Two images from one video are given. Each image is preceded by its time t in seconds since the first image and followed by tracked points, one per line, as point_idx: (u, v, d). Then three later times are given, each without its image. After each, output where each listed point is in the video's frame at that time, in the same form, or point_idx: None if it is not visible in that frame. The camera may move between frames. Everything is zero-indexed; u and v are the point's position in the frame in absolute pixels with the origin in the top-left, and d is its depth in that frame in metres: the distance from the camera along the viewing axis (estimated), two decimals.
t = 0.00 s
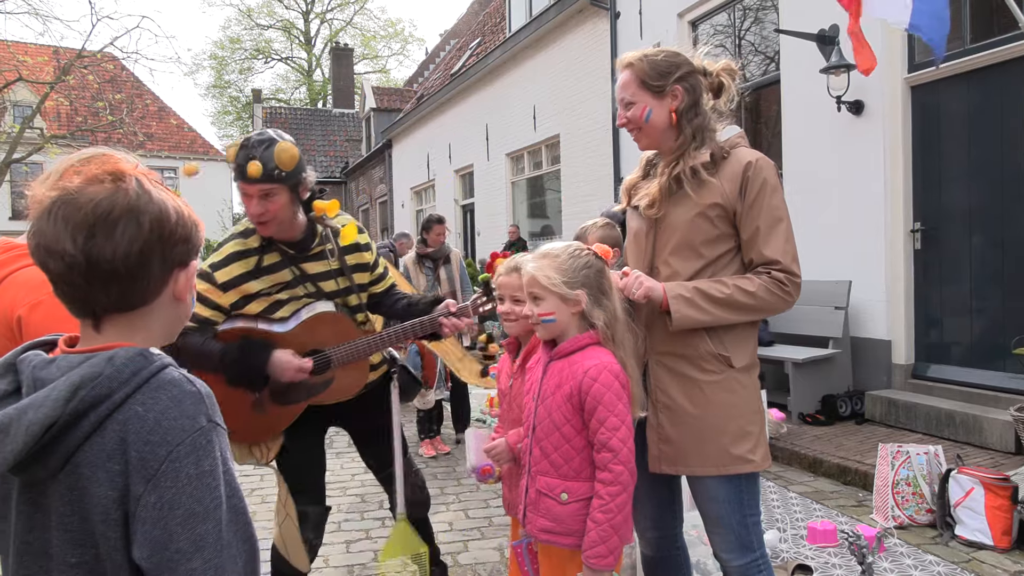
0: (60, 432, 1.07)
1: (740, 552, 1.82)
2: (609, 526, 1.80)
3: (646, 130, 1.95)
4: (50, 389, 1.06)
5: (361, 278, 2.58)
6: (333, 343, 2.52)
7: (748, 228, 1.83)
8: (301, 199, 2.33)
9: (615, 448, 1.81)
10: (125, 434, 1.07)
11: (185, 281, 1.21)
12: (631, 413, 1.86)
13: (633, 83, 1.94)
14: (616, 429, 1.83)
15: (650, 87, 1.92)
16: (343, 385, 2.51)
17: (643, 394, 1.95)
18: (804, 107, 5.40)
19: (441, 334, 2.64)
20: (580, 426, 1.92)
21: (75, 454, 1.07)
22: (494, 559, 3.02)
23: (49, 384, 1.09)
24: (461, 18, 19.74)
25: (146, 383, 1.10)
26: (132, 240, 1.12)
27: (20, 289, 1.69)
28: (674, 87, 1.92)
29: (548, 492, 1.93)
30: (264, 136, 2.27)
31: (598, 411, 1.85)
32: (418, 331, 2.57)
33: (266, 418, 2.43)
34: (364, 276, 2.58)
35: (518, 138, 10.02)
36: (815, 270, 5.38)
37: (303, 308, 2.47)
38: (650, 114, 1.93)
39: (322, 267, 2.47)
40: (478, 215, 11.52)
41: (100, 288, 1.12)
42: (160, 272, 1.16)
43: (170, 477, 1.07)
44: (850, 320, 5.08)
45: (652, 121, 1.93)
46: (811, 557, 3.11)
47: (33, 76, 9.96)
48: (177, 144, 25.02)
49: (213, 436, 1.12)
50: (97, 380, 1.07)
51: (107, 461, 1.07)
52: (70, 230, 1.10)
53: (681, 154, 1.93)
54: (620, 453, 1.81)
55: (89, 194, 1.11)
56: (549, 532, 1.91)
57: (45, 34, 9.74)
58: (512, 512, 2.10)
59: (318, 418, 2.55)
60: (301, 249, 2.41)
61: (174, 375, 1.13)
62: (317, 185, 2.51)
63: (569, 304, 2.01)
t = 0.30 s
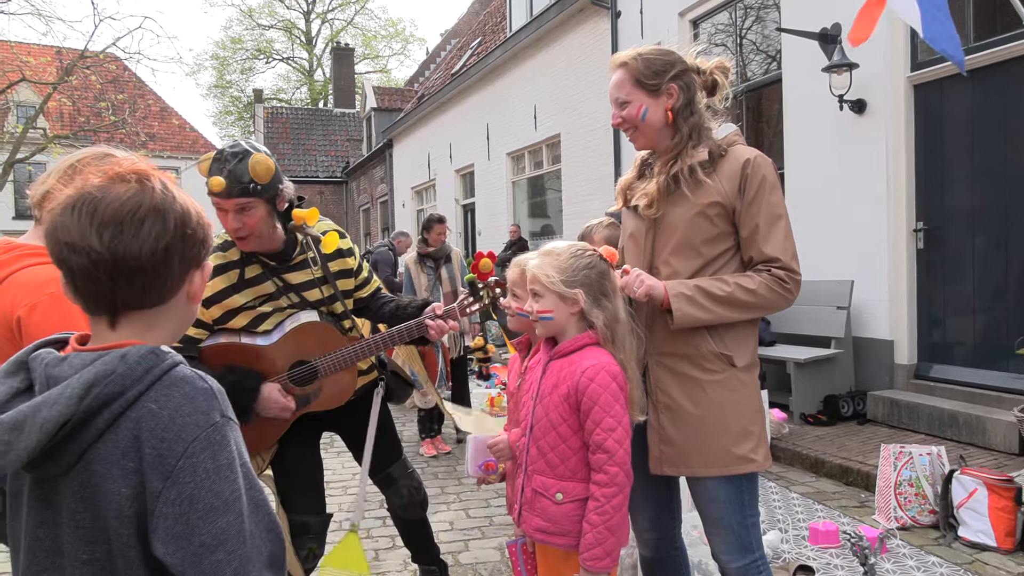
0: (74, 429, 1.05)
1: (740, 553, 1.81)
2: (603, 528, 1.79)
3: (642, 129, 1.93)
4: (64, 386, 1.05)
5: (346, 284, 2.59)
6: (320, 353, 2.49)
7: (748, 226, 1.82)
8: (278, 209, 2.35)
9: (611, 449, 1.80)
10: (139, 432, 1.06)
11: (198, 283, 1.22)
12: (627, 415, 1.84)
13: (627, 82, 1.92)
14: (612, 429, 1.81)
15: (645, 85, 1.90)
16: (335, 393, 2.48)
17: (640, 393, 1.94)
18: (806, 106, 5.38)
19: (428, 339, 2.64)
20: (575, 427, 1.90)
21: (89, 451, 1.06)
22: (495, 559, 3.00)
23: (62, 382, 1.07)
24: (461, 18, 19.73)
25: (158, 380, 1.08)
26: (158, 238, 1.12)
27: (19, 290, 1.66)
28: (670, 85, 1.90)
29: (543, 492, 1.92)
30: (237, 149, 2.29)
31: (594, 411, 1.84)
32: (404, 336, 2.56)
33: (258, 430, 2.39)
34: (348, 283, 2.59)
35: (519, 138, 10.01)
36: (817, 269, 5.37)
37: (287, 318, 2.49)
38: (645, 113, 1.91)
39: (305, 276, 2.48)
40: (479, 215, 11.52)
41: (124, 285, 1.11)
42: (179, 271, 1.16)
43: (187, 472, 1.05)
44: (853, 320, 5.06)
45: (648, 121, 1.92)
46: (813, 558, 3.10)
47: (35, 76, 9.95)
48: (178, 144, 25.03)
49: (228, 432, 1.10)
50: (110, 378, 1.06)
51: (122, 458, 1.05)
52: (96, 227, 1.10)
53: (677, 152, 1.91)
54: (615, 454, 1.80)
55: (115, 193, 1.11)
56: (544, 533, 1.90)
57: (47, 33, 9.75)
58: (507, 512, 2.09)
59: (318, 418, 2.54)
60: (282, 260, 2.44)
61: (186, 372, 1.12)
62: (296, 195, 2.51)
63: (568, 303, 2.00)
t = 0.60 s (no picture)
0: (92, 427, 1.05)
1: (758, 551, 1.79)
2: (612, 528, 1.78)
3: (656, 124, 1.92)
4: (84, 386, 1.04)
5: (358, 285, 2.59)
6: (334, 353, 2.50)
7: (766, 219, 1.81)
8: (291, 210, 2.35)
9: (621, 449, 1.79)
10: (156, 433, 1.06)
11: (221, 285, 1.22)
12: (641, 415, 1.83)
13: (642, 77, 1.91)
14: (624, 430, 1.80)
15: (660, 81, 1.89)
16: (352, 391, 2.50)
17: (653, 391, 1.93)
18: (822, 105, 5.35)
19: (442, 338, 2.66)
20: (589, 426, 1.89)
21: (108, 450, 1.06)
22: (508, 558, 3.00)
23: (81, 381, 1.07)
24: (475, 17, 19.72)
25: (176, 381, 1.08)
26: (184, 238, 1.13)
27: (35, 291, 1.66)
28: (684, 79, 1.89)
29: (556, 490, 1.91)
30: (249, 149, 2.30)
31: (607, 411, 1.83)
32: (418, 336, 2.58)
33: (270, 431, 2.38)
34: (361, 283, 2.59)
35: (533, 137, 10.00)
36: (832, 269, 5.34)
37: (300, 319, 2.49)
38: (661, 108, 1.89)
39: (318, 276, 2.48)
40: (493, 214, 11.52)
41: (149, 284, 1.12)
42: (204, 272, 1.17)
43: (203, 474, 1.05)
44: (869, 320, 5.03)
45: (662, 116, 1.91)
46: (828, 558, 3.08)
47: (54, 77, 10.02)
48: (194, 144, 25.14)
49: (245, 434, 1.10)
50: (129, 377, 1.05)
51: (139, 458, 1.05)
52: (124, 226, 1.10)
53: (691, 147, 1.91)
54: (626, 455, 1.79)
55: (143, 193, 1.12)
56: (556, 531, 1.90)
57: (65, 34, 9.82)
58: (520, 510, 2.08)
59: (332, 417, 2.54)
60: (297, 262, 2.43)
61: (205, 374, 1.11)
62: (310, 195, 2.51)
63: (586, 302, 1.99)
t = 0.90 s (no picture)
0: (93, 428, 1.06)
1: (763, 553, 1.79)
2: (622, 527, 1.79)
3: (662, 124, 1.92)
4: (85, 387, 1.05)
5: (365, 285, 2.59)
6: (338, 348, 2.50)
7: (771, 220, 1.81)
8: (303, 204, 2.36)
9: (629, 449, 1.80)
10: (158, 434, 1.06)
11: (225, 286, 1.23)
12: (647, 414, 1.84)
13: (647, 75, 1.91)
14: (632, 429, 1.81)
15: (666, 80, 1.89)
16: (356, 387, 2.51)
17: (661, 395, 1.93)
18: (824, 104, 5.36)
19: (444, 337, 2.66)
20: (595, 426, 1.89)
21: (110, 452, 1.07)
22: (510, 557, 3.01)
23: (83, 381, 1.08)
24: (478, 17, 19.71)
25: (178, 382, 1.08)
26: (195, 239, 1.14)
27: (32, 293, 1.67)
28: (689, 78, 1.90)
29: (562, 490, 1.92)
30: (262, 144, 2.31)
31: (614, 411, 1.83)
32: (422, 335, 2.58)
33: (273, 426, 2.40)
34: (367, 281, 2.59)
35: (535, 135, 10.00)
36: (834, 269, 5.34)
37: (306, 315, 2.48)
38: (666, 107, 1.90)
39: (325, 273, 2.48)
40: (495, 213, 11.52)
41: (158, 284, 1.12)
42: (211, 274, 1.18)
43: (201, 478, 1.05)
44: (871, 319, 5.03)
45: (668, 116, 1.91)
46: (830, 558, 3.08)
47: (56, 76, 10.03)
48: (196, 143, 25.15)
49: (245, 437, 1.11)
50: (130, 379, 1.06)
51: (141, 459, 1.06)
52: (135, 223, 1.11)
53: (691, 146, 1.91)
54: (634, 454, 1.79)
55: (155, 192, 1.13)
56: (563, 530, 1.91)
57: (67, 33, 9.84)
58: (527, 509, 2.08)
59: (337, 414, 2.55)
60: (304, 258, 2.43)
61: (206, 375, 1.12)
62: (320, 191, 2.52)
63: (590, 302, 1.99)
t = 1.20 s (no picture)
0: (81, 429, 1.06)
1: (777, 553, 1.81)
2: (621, 524, 1.80)
3: (662, 141, 1.92)
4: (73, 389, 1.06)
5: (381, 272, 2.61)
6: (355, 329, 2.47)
7: (760, 230, 1.81)
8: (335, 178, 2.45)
9: (627, 447, 1.80)
10: (145, 435, 1.06)
11: (212, 279, 1.22)
12: (643, 413, 1.85)
13: (642, 88, 1.90)
14: (629, 427, 1.82)
15: (663, 94, 1.89)
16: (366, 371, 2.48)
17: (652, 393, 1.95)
18: (819, 104, 5.37)
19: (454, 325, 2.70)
20: (592, 424, 1.90)
21: (100, 452, 1.07)
22: (506, 556, 3.01)
23: (72, 382, 1.08)
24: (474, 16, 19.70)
25: (167, 383, 1.08)
26: (164, 237, 1.12)
27: (20, 295, 1.69)
28: (689, 94, 1.90)
29: (560, 488, 1.93)
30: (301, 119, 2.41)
31: (610, 409, 1.84)
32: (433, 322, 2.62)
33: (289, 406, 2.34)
34: (385, 270, 2.63)
35: (532, 134, 10.00)
36: (830, 269, 5.36)
37: (326, 296, 2.45)
38: (667, 125, 1.90)
39: (348, 254, 2.50)
40: (491, 212, 11.52)
41: (130, 284, 1.12)
42: (188, 270, 1.16)
43: (194, 479, 1.05)
44: (866, 319, 5.04)
45: (668, 133, 1.91)
46: (826, 556, 3.09)
47: (51, 75, 10.02)
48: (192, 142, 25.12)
49: (237, 437, 1.11)
50: (117, 380, 1.06)
51: (129, 460, 1.06)
52: (101, 226, 1.10)
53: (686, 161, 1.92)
54: (632, 452, 1.80)
55: (120, 192, 1.11)
56: (561, 529, 1.91)
57: (62, 32, 9.84)
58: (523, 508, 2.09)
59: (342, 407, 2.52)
60: (326, 235, 2.46)
61: (197, 376, 1.12)
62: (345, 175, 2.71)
63: (586, 301, 1.99)
